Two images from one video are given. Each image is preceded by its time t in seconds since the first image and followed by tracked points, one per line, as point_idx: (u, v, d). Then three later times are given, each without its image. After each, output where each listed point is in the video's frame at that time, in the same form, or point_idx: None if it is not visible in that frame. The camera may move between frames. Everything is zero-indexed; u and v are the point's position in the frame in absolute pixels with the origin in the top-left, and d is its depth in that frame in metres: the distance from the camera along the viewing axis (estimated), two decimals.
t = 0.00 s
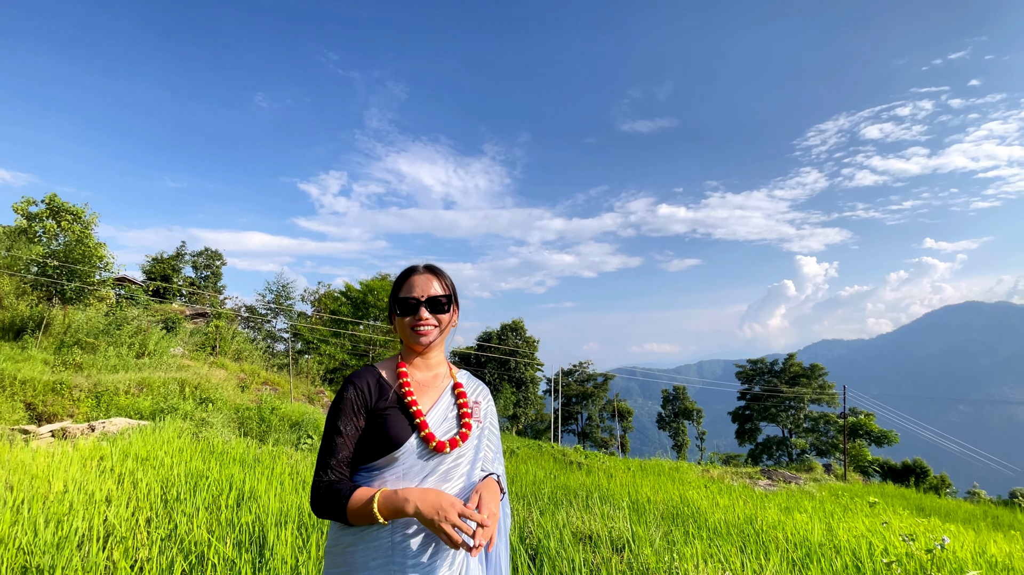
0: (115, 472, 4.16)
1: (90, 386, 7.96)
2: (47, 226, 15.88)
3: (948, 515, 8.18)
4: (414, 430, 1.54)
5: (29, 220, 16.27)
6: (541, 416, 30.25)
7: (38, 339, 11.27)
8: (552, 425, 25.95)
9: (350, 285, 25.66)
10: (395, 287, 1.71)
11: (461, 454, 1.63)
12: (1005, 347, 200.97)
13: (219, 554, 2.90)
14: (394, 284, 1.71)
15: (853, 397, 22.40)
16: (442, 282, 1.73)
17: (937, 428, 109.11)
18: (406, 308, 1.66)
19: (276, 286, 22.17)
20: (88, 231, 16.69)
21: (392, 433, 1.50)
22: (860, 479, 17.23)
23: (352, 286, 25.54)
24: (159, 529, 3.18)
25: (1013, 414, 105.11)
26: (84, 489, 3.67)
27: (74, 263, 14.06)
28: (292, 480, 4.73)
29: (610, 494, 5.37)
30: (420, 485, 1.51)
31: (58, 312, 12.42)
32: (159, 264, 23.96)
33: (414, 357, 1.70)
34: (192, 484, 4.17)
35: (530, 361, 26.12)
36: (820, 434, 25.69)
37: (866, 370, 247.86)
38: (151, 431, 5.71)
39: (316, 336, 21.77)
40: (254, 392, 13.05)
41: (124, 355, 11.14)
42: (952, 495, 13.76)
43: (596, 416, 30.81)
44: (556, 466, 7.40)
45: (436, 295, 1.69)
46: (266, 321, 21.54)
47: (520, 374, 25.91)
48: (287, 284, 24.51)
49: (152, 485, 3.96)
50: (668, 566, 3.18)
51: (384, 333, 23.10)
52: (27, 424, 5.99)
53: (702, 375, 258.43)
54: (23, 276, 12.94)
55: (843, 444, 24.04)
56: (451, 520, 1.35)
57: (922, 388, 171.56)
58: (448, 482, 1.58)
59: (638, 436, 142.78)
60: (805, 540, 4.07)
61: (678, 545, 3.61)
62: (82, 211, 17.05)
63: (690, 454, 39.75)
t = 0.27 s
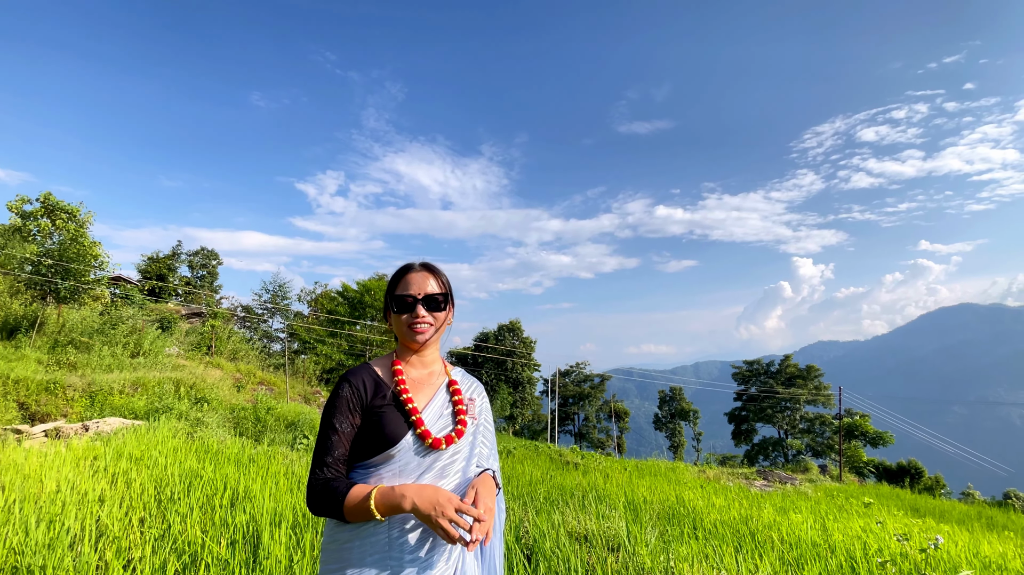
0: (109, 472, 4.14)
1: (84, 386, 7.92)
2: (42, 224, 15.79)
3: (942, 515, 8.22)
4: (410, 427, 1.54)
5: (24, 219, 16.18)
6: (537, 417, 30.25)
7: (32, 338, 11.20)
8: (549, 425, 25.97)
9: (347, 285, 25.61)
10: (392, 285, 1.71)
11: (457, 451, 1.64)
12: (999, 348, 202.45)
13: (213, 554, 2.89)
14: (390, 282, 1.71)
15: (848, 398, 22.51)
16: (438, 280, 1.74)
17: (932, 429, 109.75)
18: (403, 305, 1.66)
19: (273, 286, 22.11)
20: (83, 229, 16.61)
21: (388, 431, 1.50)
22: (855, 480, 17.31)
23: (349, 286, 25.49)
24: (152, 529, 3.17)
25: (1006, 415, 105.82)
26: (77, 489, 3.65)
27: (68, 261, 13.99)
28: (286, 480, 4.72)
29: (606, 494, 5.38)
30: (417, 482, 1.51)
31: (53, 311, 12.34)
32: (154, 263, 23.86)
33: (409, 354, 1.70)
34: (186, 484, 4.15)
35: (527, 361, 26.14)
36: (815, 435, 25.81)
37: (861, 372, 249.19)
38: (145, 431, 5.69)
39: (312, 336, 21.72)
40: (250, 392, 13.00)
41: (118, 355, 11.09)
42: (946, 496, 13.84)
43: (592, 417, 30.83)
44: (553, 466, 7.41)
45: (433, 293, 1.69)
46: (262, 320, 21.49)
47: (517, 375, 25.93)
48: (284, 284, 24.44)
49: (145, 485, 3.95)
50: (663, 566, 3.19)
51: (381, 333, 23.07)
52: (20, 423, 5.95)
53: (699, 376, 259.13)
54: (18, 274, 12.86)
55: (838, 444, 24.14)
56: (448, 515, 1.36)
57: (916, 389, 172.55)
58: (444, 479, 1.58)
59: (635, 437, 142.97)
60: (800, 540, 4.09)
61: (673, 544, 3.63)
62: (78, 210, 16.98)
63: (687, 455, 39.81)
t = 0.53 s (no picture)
0: (104, 473, 4.14)
1: (80, 386, 7.88)
2: (38, 224, 15.73)
3: (938, 517, 8.27)
4: (410, 427, 1.55)
5: (19, 218, 16.07)
6: (534, 417, 30.25)
7: (27, 338, 11.14)
8: (546, 426, 25.99)
9: (344, 285, 25.56)
10: (390, 286, 1.71)
11: (456, 450, 1.65)
12: (993, 350, 203.79)
13: (208, 555, 2.89)
14: (389, 283, 1.72)
15: (844, 400, 22.59)
16: (436, 281, 1.75)
17: (927, 431, 110.31)
18: (402, 306, 1.66)
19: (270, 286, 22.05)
20: (79, 229, 16.55)
21: (388, 431, 1.51)
22: (850, 481, 17.41)
23: (346, 286, 25.43)
24: (147, 530, 3.16)
25: (1000, 416, 106.49)
26: (72, 489, 3.64)
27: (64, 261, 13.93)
28: (282, 481, 4.72)
29: (603, 495, 5.40)
30: (417, 482, 1.52)
31: (48, 311, 12.29)
32: (151, 263, 23.76)
33: (407, 355, 1.71)
34: (182, 485, 4.15)
35: (524, 362, 26.18)
36: (811, 436, 25.91)
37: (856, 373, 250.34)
38: (141, 431, 5.68)
39: (309, 337, 21.68)
40: (246, 392, 12.97)
41: (114, 355, 11.05)
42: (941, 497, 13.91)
43: (589, 418, 30.85)
44: (549, 467, 7.42)
45: (431, 294, 1.70)
46: (259, 321, 21.44)
47: (514, 376, 25.95)
48: (281, 284, 24.41)
49: (141, 486, 3.94)
50: (659, 567, 3.20)
51: (378, 333, 23.02)
52: (15, 424, 5.93)
53: (696, 377, 259.77)
54: (13, 274, 12.80)
55: (834, 446, 24.24)
56: (448, 512, 1.37)
57: (911, 390, 173.41)
58: (444, 478, 1.60)
59: (632, 438, 143.13)
60: (796, 542, 4.10)
61: (669, 546, 3.64)
62: (74, 209, 16.92)
63: (684, 457, 39.73)
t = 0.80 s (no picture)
0: (101, 474, 4.12)
1: (77, 387, 7.85)
2: (34, 224, 15.66)
3: (936, 517, 8.29)
4: (413, 427, 1.55)
5: (15, 218, 15.96)
6: (533, 418, 30.24)
7: (23, 338, 11.10)
8: (544, 427, 25.98)
9: (342, 285, 25.52)
10: (394, 285, 1.71)
11: (458, 449, 1.65)
12: (990, 350, 204.45)
13: (205, 557, 2.88)
14: (392, 282, 1.71)
15: (842, 400, 22.64)
16: (439, 281, 1.75)
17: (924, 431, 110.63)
18: (405, 306, 1.66)
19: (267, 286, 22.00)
20: (76, 229, 16.48)
21: (392, 432, 1.51)
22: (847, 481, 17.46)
23: (344, 287, 25.37)
24: (144, 531, 3.15)
25: (998, 416, 106.82)
26: (68, 490, 3.63)
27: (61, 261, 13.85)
28: (280, 481, 4.70)
29: (602, 496, 5.39)
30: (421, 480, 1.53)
31: (44, 311, 12.23)
32: (148, 263, 23.69)
33: (410, 355, 1.70)
34: (179, 486, 4.13)
35: (523, 362, 26.16)
36: (810, 436, 25.95)
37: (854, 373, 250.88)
38: (138, 432, 5.65)
39: (307, 338, 21.64)
40: (244, 393, 12.94)
41: (111, 355, 11.01)
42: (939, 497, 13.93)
43: (588, 418, 30.85)
44: (548, 468, 7.43)
45: (434, 294, 1.70)
46: (257, 321, 21.39)
47: (513, 376, 25.94)
48: (279, 284, 24.36)
49: (137, 487, 3.92)
50: (658, 567, 3.20)
51: (376, 334, 22.96)
52: (11, 424, 5.90)
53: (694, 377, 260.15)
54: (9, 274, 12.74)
55: (832, 446, 24.28)
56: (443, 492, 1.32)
57: (909, 391, 173.89)
58: (447, 476, 1.60)
59: (630, 438, 143.26)
60: (795, 541, 4.11)
61: (668, 546, 3.64)
62: (71, 209, 16.85)
63: (682, 457, 39.78)
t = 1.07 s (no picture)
0: (100, 475, 4.12)
1: (76, 387, 7.85)
2: (33, 224, 15.64)
3: (934, 517, 8.31)
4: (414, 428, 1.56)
5: (15, 219, 15.94)
6: (532, 418, 30.24)
7: (22, 339, 11.08)
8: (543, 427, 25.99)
9: (341, 286, 25.51)
10: (395, 288, 1.72)
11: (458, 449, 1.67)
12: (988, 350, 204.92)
13: (204, 558, 2.89)
14: (393, 285, 1.73)
15: (841, 400, 22.69)
16: (440, 284, 1.76)
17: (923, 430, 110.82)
18: (406, 309, 1.67)
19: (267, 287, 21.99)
20: (75, 230, 16.46)
21: (393, 433, 1.52)
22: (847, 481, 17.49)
23: (344, 287, 25.37)
24: (143, 532, 3.16)
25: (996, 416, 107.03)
26: (67, 491, 3.63)
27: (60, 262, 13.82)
28: (279, 482, 4.71)
29: (601, 496, 5.41)
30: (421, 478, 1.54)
31: (43, 312, 12.22)
32: (147, 264, 23.66)
33: (411, 357, 1.71)
34: (179, 487, 4.14)
35: (522, 363, 26.16)
36: (809, 436, 25.98)
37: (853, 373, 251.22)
38: (138, 433, 5.66)
39: (306, 338, 21.64)
40: (243, 394, 12.94)
41: (110, 356, 11.00)
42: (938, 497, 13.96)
43: (587, 419, 30.86)
44: (548, 468, 7.44)
45: (435, 296, 1.71)
46: (256, 321, 21.37)
47: (512, 376, 25.95)
48: (278, 285, 24.34)
49: (137, 488, 3.93)
50: (656, 567, 3.22)
51: (376, 334, 22.93)
52: (10, 425, 5.89)
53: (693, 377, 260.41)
54: (8, 274, 12.74)
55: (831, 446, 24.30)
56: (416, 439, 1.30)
57: (907, 390, 174.18)
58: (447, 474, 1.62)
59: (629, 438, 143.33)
60: (793, 542, 4.12)
61: (667, 546, 3.65)
62: (70, 210, 16.83)
63: (681, 457, 39.79)
